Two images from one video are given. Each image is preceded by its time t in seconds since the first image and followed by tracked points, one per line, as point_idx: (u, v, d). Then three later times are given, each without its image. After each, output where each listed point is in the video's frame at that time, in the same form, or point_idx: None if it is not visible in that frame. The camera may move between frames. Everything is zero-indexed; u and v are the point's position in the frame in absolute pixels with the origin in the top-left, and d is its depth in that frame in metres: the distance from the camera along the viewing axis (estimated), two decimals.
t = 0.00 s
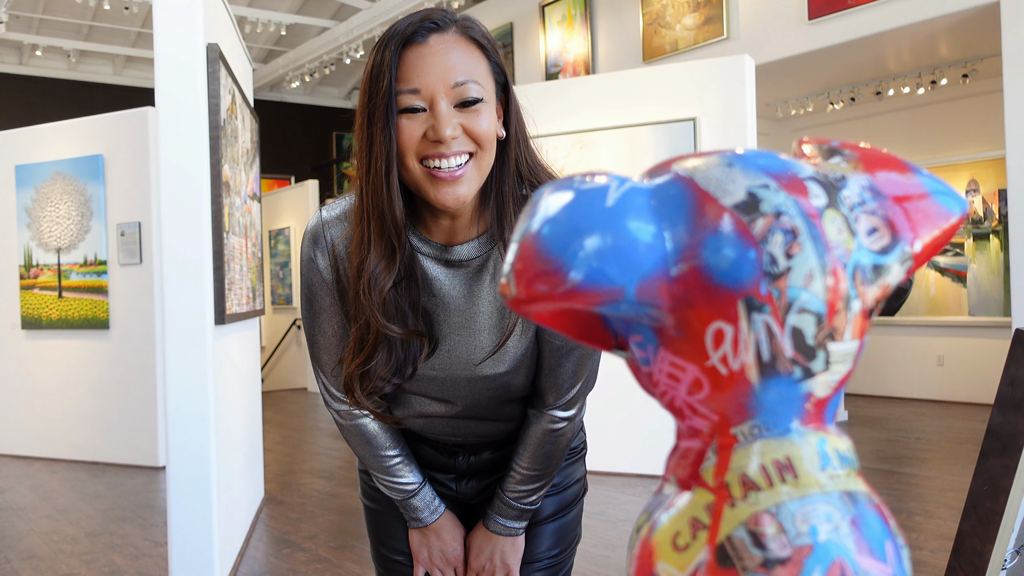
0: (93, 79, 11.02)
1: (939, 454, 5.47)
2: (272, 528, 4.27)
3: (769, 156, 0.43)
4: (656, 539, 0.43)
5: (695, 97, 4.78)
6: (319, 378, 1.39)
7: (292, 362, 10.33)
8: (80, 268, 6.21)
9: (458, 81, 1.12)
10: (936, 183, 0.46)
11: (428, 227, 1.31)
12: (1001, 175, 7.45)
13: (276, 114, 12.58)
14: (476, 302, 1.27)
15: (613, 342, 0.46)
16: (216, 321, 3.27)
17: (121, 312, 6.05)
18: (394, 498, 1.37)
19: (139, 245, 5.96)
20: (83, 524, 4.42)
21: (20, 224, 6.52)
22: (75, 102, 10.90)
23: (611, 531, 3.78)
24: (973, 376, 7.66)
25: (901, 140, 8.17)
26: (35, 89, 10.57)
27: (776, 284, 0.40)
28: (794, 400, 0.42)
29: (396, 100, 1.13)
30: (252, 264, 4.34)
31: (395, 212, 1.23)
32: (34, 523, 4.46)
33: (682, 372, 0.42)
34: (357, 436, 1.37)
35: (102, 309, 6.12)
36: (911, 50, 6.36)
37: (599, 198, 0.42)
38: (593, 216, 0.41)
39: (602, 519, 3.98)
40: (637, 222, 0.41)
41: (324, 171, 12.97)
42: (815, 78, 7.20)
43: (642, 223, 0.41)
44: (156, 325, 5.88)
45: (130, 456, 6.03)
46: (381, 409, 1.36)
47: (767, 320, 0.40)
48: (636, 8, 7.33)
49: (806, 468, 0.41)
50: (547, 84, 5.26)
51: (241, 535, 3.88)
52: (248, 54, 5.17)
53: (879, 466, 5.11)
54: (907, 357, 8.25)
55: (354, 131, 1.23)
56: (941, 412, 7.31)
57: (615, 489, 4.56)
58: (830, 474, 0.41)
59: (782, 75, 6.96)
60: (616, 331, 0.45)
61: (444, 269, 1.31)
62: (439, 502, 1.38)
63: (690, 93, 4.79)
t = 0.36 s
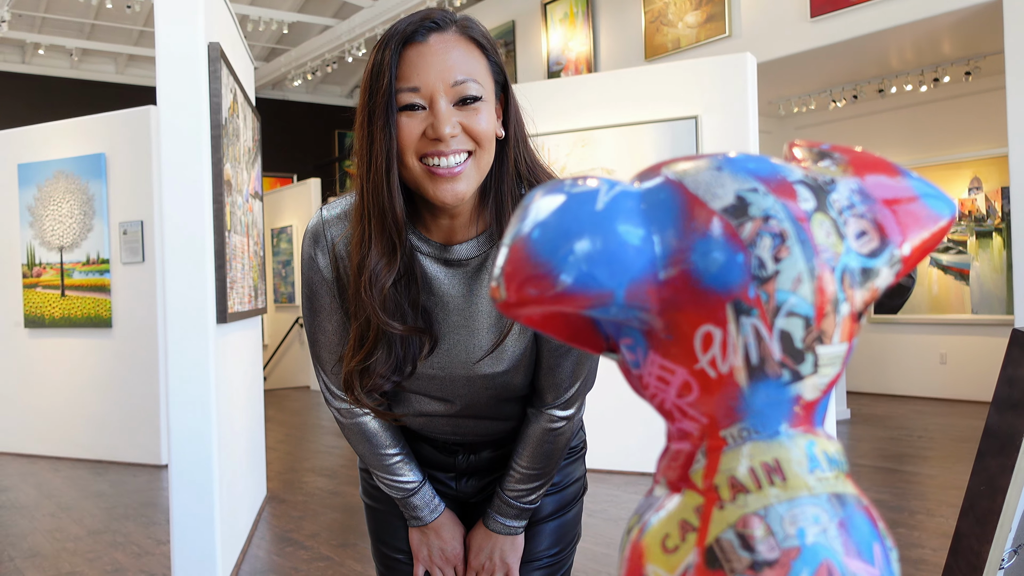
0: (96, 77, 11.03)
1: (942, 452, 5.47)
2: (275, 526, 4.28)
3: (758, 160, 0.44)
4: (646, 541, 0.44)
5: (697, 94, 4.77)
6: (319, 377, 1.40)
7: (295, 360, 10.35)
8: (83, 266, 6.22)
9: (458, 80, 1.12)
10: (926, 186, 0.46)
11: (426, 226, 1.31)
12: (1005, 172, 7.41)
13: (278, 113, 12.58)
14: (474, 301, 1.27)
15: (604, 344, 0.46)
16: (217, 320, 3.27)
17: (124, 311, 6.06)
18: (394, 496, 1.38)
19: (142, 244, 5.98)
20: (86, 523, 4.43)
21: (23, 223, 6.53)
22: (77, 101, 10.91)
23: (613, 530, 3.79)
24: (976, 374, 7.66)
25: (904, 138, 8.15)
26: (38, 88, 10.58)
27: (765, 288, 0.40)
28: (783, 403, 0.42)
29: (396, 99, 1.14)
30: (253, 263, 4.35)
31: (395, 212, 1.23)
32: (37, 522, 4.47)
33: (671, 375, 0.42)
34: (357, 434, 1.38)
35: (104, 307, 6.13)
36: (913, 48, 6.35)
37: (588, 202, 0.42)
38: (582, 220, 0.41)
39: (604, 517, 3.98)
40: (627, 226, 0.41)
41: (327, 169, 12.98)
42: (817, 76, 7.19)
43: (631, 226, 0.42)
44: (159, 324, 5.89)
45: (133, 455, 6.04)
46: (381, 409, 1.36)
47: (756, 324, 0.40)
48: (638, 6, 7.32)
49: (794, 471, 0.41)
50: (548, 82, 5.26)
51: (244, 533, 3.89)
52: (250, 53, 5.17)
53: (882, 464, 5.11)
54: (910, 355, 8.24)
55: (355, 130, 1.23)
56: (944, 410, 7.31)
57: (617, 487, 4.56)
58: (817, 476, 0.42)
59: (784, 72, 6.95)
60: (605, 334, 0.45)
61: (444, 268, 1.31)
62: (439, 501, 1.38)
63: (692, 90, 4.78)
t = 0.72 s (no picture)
0: (101, 75, 11.06)
1: (945, 453, 5.46)
2: (277, 524, 4.29)
3: (746, 164, 0.44)
4: (633, 542, 0.44)
5: (701, 94, 4.76)
6: (320, 375, 1.40)
7: (298, 358, 10.37)
8: (87, 264, 6.25)
9: (434, 64, 1.11)
10: (913, 192, 0.46)
11: (426, 224, 1.31)
12: (1009, 174, 7.43)
13: (282, 111, 12.59)
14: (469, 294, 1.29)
15: (593, 347, 0.47)
16: (220, 318, 3.28)
17: (127, 308, 6.08)
18: (393, 494, 1.38)
19: (146, 241, 6.00)
20: (89, 520, 4.44)
21: (28, 220, 6.55)
22: (83, 99, 10.93)
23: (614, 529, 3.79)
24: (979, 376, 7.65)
25: (909, 139, 8.14)
26: (43, 86, 10.60)
27: (749, 292, 0.41)
28: (768, 406, 0.43)
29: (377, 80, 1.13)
30: (257, 261, 4.36)
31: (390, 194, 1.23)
32: (40, 518, 4.49)
33: (658, 378, 0.43)
34: (357, 432, 1.38)
35: (109, 305, 6.15)
36: (919, 48, 6.33)
37: (577, 206, 0.42)
38: (570, 226, 0.41)
39: (606, 517, 3.99)
40: (614, 230, 0.42)
41: (331, 168, 12.99)
42: (822, 76, 7.17)
43: (618, 231, 0.42)
44: (162, 322, 5.91)
45: (136, 452, 6.06)
46: (380, 405, 1.36)
47: (741, 327, 0.41)
48: (643, 6, 7.32)
49: (779, 473, 0.42)
50: (552, 81, 5.26)
51: (246, 531, 3.90)
52: (254, 51, 5.17)
53: (884, 465, 5.11)
54: (913, 356, 8.23)
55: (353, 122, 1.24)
56: (947, 411, 7.30)
57: (619, 488, 4.56)
58: (802, 479, 0.42)
59: (789, 72, 6.93)
60: (595, 337, 0.46)
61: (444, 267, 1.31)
62: (438, 499, 1.38)
63: (696, 90, 4.77)
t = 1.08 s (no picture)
0: (109, 72, 11.10)
1: (950, 456, 5.44)
2: (281, 521, 4.30)
3: (739, 166, 0.45)
4: (623, 543, 0.45)
5: (707, 95, 4.75)
6: (320, 369, 1.40)
7: (303, 357, 10.38)
8: (94, 260, 6.29)
9: (393, 50, 1.15)
10: (905, 193, 0.47)
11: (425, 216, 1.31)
12: (1017, 176, 7.37)
13: (289, 110, 12.61)
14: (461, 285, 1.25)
15: (586, 346, 0.47)
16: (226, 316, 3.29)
17: (134, 305, 6.10)
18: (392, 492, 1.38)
19: (153, 239, 6.02)
20: (93, 515, 4.46)
21: (36, 216, 6.58)
22: (91, 96, 10.98)
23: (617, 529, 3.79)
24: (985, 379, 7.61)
25: (916, 141, 8.11)
26: (52, 83, 10.65)
27: (741, 294, 0.42)
28: (759, 408, 0.43)
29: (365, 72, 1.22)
30: (262, 259, 4.37)
31: (389, 175, 1.29)
32: (45, 513, 4.51)
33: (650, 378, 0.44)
34: (356, 427, 1.38)
35: (115, 302, 6.18)
36: (927, 50, 6.31)
37: (568, 206, 0.43)
38: (563, 225, 0.42)
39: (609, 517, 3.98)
40: (607, 231, 0.42)
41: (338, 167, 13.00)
42: (829, 77, 7.15)
43: (611, 231, 0.43)
44: (168, 319, 5.93)
45: (141, 448, 6.08)
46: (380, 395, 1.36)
47: (732, 329, 0.42)
48: (651, 7, 7.30)
49: (769, 475, 0.43)
50: (558, 81, 5.25)
51: (249, 528, 3.91)
52: (262, 50, 5.19)
53: (889, 468, 5.09)
54: (920, 359, 8.20)
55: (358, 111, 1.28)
56: (953, 414, 7.26)
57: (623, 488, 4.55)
58: (791, 481, 0.43)
59: (796, 73, 6.91)
60: (587, 337, 0.47)
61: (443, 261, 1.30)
62: (437, 497, 1.38)
63: (702, 91, 4.76)
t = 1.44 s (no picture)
0: (119, 67, 11.13)
1: (957, 460, 5.41)
2: (285, 517, 4.30)
3: (734, 164, 0.45)
4: (611, 544, 0.45)
5: (716, 95, 4.73)
6: (319, 365, 1.39)
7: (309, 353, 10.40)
8: (102, 255, 6.32)
9: (415, 52, 1.11)
10: (903, 193, 0.47)
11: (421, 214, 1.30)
12: None
13: (298, 107, 12.63)
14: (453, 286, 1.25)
15: (577, 345, 0.47)
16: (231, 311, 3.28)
17: (141, 300, 6.12)
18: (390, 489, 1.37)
19: (160, 234, 6.04)
20: (98, 509, 4.48)
21: (44, 211, 6.62)
22: (101, 91, 11.01)
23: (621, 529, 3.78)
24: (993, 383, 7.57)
25: (926, 143, 8.06)
26: (63, 78, 10.70)
27: (733, 293, 0.42)
28: (750, 410, 0.43)
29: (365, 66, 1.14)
30: (269, 255, 4.38)
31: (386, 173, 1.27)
32: (51, 507, 4.53)
33: (639, 378, 0.44)
34: (355, 424, 1.38)
35: (122, 297, 6.20)
36: (937, 52, 6.28)
37: (559, 203, 0.42)
38: (554, 221, 0.41)
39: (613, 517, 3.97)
40: (597, 229, 0.42)
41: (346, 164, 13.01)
42: (839, 78, 7.12)
43: (602, 228, 0.42)
44: (175, 314, 5.95)
45: (147, 443, 6.10)
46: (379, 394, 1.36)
47: (723, 329, 0.42)
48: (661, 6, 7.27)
49: (760, 478, 0.43)
50: (566, 79, 5.24)
51: (254, 524, 3.92)
52: (271, 47, 5.19)
53: (896, 471, 5.06)
54: (927, 362, 8.16)
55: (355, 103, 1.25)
56: (961, 418, 7.22)
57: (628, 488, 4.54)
58: (783, 484, 0.43)
59: (805, 74, 6.88)
60: (578, 336, 0.47)
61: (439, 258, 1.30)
62: (435, 495, 1.38)
63: (711, 91, 4.74)
